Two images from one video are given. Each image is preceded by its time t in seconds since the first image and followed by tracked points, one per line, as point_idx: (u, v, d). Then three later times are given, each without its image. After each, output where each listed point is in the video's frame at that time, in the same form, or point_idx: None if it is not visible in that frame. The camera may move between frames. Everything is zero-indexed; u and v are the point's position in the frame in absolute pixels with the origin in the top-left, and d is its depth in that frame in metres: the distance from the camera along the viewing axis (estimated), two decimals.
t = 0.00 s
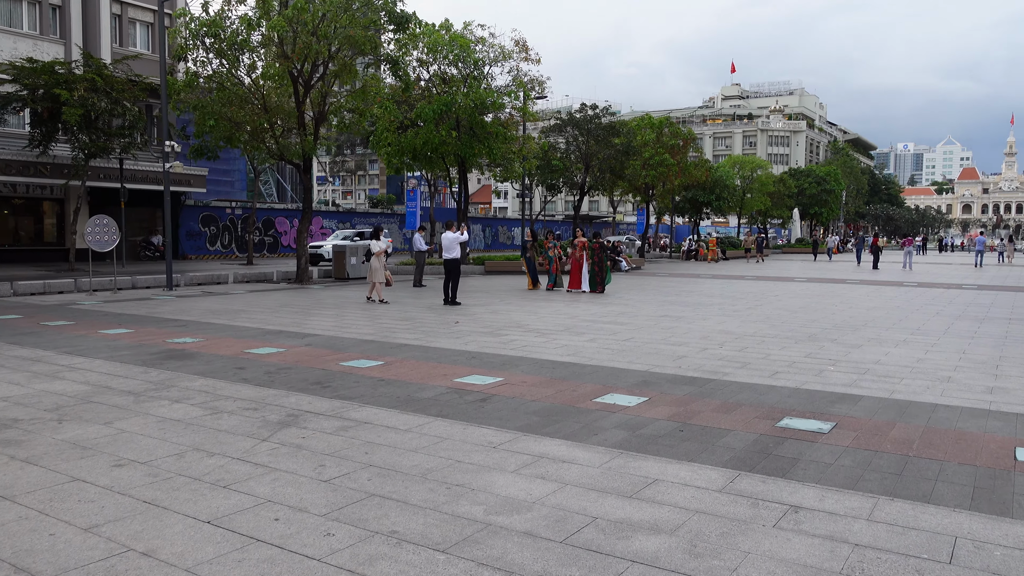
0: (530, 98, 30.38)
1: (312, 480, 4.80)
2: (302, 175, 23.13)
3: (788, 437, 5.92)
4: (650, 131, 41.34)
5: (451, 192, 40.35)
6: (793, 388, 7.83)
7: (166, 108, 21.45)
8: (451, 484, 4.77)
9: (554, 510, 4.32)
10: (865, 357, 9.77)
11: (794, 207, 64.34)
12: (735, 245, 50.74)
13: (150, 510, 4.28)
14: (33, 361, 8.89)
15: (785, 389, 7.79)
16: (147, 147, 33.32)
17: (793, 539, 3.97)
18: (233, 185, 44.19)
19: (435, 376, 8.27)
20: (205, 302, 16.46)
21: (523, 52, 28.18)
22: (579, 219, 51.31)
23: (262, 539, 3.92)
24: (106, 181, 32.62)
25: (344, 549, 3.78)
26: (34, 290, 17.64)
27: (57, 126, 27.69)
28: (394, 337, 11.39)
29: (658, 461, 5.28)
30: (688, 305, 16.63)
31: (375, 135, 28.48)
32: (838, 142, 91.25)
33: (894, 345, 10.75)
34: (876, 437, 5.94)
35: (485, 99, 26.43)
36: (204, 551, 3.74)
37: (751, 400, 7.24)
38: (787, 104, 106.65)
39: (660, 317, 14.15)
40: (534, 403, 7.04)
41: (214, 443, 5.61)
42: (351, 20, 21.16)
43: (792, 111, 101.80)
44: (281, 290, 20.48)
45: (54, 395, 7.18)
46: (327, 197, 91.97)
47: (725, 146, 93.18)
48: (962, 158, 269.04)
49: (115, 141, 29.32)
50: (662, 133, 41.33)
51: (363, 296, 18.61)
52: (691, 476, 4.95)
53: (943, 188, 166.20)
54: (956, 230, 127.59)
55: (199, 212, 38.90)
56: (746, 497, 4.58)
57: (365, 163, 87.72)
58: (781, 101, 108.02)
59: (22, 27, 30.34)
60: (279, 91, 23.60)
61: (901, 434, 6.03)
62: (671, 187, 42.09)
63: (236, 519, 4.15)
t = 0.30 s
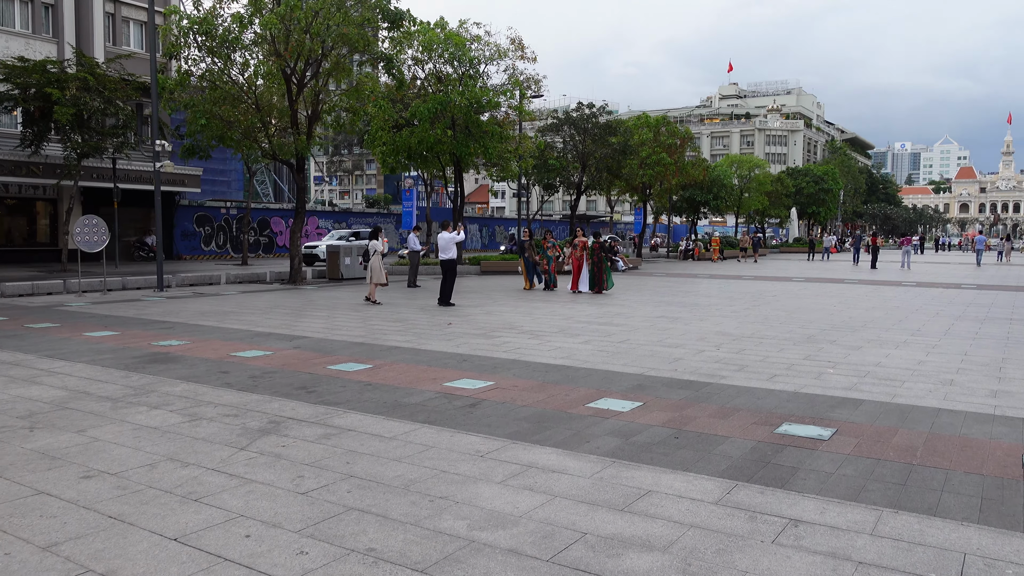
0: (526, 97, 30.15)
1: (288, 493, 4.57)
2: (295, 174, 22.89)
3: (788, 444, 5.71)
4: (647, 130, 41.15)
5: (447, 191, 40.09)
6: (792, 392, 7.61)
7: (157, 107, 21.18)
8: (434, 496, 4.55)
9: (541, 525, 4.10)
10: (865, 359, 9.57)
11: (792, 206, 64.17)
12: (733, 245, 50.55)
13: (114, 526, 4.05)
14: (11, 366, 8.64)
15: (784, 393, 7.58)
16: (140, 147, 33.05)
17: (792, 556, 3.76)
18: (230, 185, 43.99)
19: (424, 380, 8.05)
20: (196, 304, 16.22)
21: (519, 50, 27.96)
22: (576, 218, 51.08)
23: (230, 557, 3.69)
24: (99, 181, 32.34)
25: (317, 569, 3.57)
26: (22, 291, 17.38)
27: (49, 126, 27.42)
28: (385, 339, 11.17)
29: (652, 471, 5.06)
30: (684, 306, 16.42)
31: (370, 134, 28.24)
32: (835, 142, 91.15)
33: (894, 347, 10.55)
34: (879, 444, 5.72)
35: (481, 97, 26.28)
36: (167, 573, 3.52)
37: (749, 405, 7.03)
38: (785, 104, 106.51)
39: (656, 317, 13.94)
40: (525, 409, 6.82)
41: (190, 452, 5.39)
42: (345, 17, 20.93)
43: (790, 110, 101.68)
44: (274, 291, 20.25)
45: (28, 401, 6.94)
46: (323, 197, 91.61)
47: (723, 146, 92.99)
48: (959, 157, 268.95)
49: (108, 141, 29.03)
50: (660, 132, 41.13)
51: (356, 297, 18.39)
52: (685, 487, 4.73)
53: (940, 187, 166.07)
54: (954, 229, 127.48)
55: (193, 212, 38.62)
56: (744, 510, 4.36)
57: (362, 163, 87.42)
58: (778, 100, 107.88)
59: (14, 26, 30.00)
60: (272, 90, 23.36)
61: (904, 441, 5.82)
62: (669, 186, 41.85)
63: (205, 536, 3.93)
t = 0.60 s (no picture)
0: (525, 96, 29.93)
1: (265, 507, 4.36)
2: (291, 174, 22.68)
3: (790, 454, 5.49)
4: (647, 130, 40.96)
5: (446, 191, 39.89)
6: (793, 398, 7.40)
7: (151, 106, 20.96)
8: (419, 510, 4.33)
9: (530, 543, 3.89)
10: (869, 363, 9.36)
11: (792, 207, 63.92)
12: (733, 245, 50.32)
13: (78, 544, 3.84)
14: None
15: (786, 399, 7.36)
16: (136, 146, 32.86)
17: None
18: (230, 185, 43.87)
19: (415, 385, 7.83)
20: (188, 305, 16.01)
21: (518, 49, 27.75)
22: (575, 219, 50.87)
23: None
24: (95, 181, 32.13)
25: None
26: (13, 292, 17.16)
27: (44, 125, 27.19)
28: (378, 342, 10.95)
29: (648, 482, 4.84)
30: (684, 307, 16.20)
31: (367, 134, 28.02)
32: (835, 142, 91.00)
33: (897, 350, 10.34)
34: (884, 453, 5.52)
35: (479, 97, 26.09)
36: None
37: (749, 411, 6.82)
38: (785, 104, 106.34)
39: (655, 319, 13.73)
40: (519, 416, 6.60)
41: (168, 462, 5.17)
42: (341, 16, 20.74)
43: (790, 111, 101.46)
44: (269, 291, 20.04)
45: (5, 408, 6.72)
46: (323, 197, 91.48)
47: (723, 146, 92.77)
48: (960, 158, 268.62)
49: (104, 140, 28.82)
50: (659, 132, 40.93)
51: (352, 298, 18.19)
52: (683, 501, 4.52)
53: (941, 188, 165.59)
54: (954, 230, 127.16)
55: (191, 212, 38.42)
56: (743, 525, 4.15)
57: (361, 163, 87.21)
58: (778, 101, 107.69)
59: (9, 25, 29.79)
60: (268, 89, 23.14)
61: (911, 451, 5.60)
62: (669, 187, 41.62)
63: (174, 555, 3.72)
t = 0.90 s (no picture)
0: (524, 95, 29.68)
1: (244, 519, 4.12)
2: (288, 172, 22.44)
3: (796, 462, 5.26)
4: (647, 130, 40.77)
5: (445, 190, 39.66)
6: (798, 402, 7.17)
7: (146, 103, 20.70)
8: (407, 523, 4.09)
9: (522, 559, 3.65)
10: (874, 366, 9.12)
11: (793, 208, 63.67)
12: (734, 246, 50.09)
13: (40, 559, 3.59)
14: None
15: (790, 403, 7.12)
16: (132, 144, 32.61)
17: None
18: (230, 184, 43.68)
19: (408, 387, 7.59)
20: (181, 304, 15.76)
21: (517, 47, 27.51)
22: (575, 218, 50.62)
23: None
24: (91, 179, 31.88)
25: None
26: (4, 291, 16.92)
27: (39, 123, 26.88)
28: (372, 343, 10.71)
29: (648, 492, 4.61)
30: (684, 308, 15.97)
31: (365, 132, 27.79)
32: (836, 143, 90.80)
33: (903, 353, 10.10)
34: (895, 461, 5.29)
35: (478, 95, 25.83)
36: None
37: (752, 416, 6.58)
38: (785, 105, 106.15)
39: (655, 320, 13.49)
40: (514, 421, 6.36)
41: (145, 469, 4.93)
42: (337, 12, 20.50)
43: (791, 112, 101.24)
44: (264, 291, 19.80)
45: None
46: (322, 197, 91.13)
47: (723, 146, 92.59)
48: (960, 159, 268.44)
49: (100, 138, 28.56)
50: (660, 132, 40.73)
51: (348, 298, 17.97)
52: (685, 512, 4.28)
53: (941, 189, 165.36)
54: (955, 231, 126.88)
55: (188, 211, 38.19)
56: (749, 540, 3.91)
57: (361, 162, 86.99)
58: (779, 101, 107.49)
59: (5, 21, 29.49)
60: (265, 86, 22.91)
61: (923, 459, 5.36)
62: (669, 186, 41.37)
63: (142, 572, 3.48)
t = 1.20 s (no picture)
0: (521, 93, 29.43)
1: (222, 540, 3.89)
2: (282, 172, 22.18)
3: (804, 474, 5.02)
4: (645, 129, 40.56)
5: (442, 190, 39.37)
6: (803, 409, 6.93)
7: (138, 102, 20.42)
8: (395, 545, 3.85)
9: None
10: (880, 370, 8.88)
11: (791, 207, 63.48)
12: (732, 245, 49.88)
13: None
14: None
15: (795, 410, 6.89)
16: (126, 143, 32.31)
17: None
18: (226, 184, 43.45)
19: (400, 394, 7.35)
20: (173, 306, 15.50)
21: (514, 45, 27.28)
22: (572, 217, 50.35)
23: None
24: (84, 178, 31.58)
25: None
26: None
27: (31, 122, 26.50)
28: (365, 347, 10.46)
29: (650, 509, 4.38)
30: (683, 309, 15.73)
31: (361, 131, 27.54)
32: (833, 142, 90.66)
33: (908, 356, 9.87)
34: (907, 473, 5.06)
35: (474, 93, 25.57)
36: None
37: (757, 424, 6.35)
38: (783, 103, 106.04)
39: (654, 322, 13.26)
40: (509, 430, 6.12)
41: (121, 485, 4.69)
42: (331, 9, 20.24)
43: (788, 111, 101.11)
44: (258, 292, 19.54)
45: None
46: (319, 197, 90.84)
47: (721, 146, 92.44)
48: (957, 158, 268.60)
49: (93, 137, 28.24)
50: (657, 131, 40.54)
51: (343, 299, 17.72)
52: (690, 531, 4.05)
53: (938, 188, 165.33)
54: (953, 230, 126.79)
55: (183, 210, 37.92)
56: (758, 563, 3.68)
57: (358, 162, 86.71)
58: (776, 100, 107.38)
59: None
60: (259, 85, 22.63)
61: (936, 471, 5.13)
62: (667, 186, 41.17)
63: None
